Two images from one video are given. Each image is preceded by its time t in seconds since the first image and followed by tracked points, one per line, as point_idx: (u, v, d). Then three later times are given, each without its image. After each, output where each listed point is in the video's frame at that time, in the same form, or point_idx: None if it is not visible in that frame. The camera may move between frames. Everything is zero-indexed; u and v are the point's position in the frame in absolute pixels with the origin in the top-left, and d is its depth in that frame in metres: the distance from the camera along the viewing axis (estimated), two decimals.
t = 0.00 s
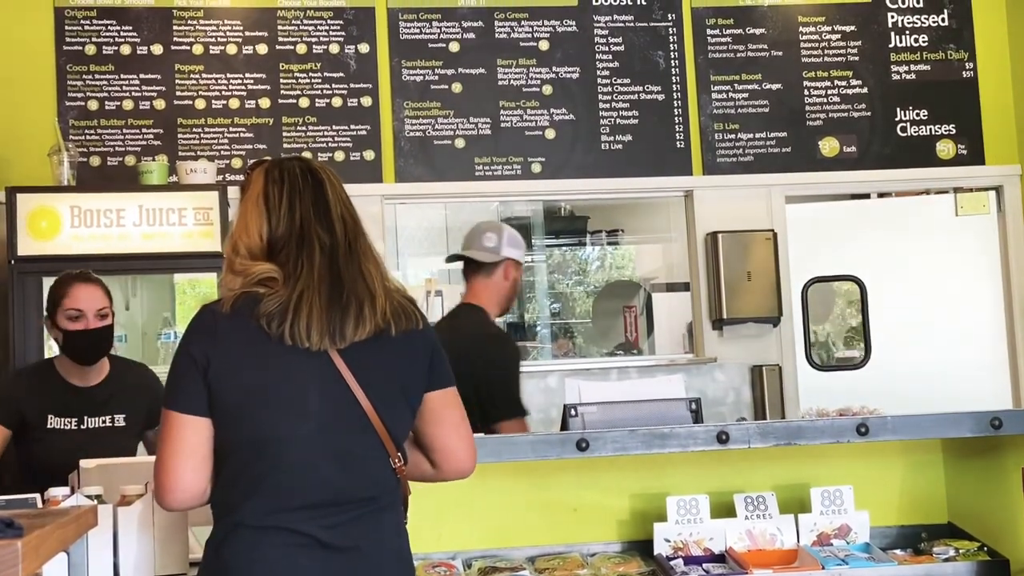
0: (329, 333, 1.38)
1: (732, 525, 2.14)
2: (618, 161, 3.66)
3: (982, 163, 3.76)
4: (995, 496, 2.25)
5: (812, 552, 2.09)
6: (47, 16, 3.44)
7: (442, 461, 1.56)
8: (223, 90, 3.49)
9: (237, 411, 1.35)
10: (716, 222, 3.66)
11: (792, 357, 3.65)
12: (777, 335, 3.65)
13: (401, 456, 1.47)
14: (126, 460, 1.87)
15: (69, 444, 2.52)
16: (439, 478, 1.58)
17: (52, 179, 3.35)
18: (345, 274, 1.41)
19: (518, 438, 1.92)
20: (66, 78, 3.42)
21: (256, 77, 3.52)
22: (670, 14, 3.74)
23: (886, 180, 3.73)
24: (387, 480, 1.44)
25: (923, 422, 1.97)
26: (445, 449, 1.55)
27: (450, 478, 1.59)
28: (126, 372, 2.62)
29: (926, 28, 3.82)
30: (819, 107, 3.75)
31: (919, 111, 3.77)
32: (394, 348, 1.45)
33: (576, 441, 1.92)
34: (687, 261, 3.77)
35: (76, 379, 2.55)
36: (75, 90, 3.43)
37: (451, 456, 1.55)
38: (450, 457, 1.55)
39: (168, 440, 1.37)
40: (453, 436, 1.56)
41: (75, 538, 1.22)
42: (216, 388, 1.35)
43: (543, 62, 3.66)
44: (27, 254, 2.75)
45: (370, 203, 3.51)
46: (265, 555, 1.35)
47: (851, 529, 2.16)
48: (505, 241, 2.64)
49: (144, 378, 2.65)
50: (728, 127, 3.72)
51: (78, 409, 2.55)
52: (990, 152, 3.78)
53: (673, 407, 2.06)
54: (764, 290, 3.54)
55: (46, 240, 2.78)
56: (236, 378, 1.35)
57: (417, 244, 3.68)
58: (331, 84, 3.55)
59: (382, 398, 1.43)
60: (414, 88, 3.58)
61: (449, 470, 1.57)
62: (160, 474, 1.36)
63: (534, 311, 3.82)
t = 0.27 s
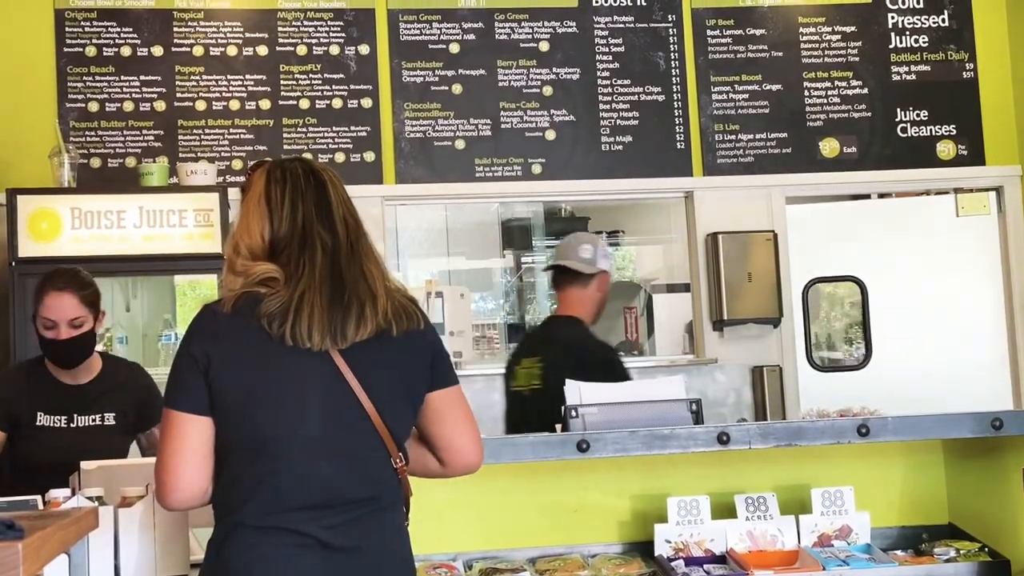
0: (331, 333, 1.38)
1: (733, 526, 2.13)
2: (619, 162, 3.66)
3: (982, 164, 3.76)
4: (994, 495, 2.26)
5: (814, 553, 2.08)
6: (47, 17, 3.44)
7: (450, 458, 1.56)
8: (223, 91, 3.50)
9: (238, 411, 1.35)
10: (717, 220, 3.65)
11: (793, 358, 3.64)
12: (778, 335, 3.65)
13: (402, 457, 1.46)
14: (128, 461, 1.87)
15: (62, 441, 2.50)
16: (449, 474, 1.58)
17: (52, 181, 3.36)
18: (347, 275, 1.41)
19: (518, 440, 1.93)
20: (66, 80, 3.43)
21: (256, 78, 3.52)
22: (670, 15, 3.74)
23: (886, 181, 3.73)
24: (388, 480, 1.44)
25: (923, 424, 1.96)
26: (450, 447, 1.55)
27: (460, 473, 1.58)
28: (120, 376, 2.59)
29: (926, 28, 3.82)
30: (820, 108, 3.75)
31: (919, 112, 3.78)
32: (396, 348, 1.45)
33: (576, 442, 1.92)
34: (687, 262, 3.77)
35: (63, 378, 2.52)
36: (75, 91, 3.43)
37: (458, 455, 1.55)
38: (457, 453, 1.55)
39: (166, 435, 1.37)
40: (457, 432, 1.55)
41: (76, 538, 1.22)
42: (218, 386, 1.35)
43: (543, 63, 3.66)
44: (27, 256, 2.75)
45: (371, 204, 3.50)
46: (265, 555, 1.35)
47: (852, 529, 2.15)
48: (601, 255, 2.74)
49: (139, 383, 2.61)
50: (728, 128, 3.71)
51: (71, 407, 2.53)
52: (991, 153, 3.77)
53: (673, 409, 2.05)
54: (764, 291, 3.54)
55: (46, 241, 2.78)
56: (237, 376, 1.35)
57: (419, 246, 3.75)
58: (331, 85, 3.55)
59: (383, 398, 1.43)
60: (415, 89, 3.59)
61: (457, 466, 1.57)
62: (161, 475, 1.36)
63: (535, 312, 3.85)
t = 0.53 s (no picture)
0: (335, 332, 1.39)
1: (734, 526, 2.13)
2: (619, 163, 3.66)
3: (983, 164, 3.76)
4: (996, 497, 2.23)
5: (815, 555, 2.07)
6: (48, 20, 3.45)
7: (447, 460, 1.56)
8: (223, 93, 3.50)
9: (241, 410, 1.35)
10: (717, 222, 3.65)
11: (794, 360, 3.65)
12: (779, 336, 3.65)
13: (402, 457, 1.46)
14: (128, 462, 1.87)
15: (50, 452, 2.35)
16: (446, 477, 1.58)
17: (53, 182, 3.36)
18: (349, 275, 1.42)
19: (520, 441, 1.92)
20: (66, 81, 3.43)
21: (257, 80, 3.52)
22: (670, 16, 3.74)
23: (887, 181, 3.73)
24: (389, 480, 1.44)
25: (924, 424, 1.95)
26: (449, 447, 1.55)
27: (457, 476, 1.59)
28: (120, 391, 2.43)
29: (927, 29, 3.82)
30: (820, 109, 3.76)
31: (920, 113, 3.78)
32: (398, 347, 1.46)
33: (577, 443, 1.91)
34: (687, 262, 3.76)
35: (64, 390, 2.40)
36: (75, 93, 3.43)
37: (456, 454, 1.55)
38: (455, 455, 1.55)
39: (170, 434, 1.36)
40: (456, 434, 1.56)
41: (75, 540, 1.22)
42: (222, 384, 1.35)
43: (543, 64, 3.67)
44: (27, 257, 2.75)
45: (371, 205, 3.51)
46: (266, 556, 1.35)
47: (853, 530, 2.14)
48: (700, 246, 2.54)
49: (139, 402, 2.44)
50: (729, 129, 3.71)
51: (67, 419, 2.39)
52: (991, 154, 3.77)
53: (675, 410, 2.04)
54: (764, 292, 3.55)
55: (46, 243, 2.78)
56: (242, 375, 1.35)
57: (420, 246, 3.74)
58: (331, 86, 3.55)
59: (385, 398, 1.43)
60: (415, 90, 3.59)
61: (454, 468, 1.57)
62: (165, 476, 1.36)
63: (535, 314, 3.92)
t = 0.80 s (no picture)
0: (342, 331, 1.40)
1: (735, 527, 2.11)
2: (620, 165, 3.66)
3: (983, 165, 3.77)
4: (997, 497, 2.23)
5: (816, 555, 2.04)
6: (49, 22, 3.45)
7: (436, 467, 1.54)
8: (224, 94, 3.50)
9: (247, 407, 1.34)
10: (718, 224, 3.65)
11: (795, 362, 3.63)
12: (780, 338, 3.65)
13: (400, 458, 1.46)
14: (130, 463, 1.87)
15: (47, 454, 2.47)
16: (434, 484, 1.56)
17: (54, 184, 3.36)
18: (354, 274, 1.43)
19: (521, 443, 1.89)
20: (67, 83, 3.43)
21: (257, 81, 3.52)
22: (671, 18, 3.75)
23: (888, 183, 3.73)
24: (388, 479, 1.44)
25: (925, 426, 1.93)
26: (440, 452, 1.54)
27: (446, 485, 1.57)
28: (110, 395, 2.54)
29: (927, 30, 3.82)
30: (821, 110, 3.76)
31: (921, 114, 3.78)
32: (400, 349, 1.47)
33: (578, 444, 1.90)
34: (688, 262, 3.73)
35: (57, 393, 2.51)
36: (76, 95, 3.43)
37: (448, 460, 1.53)
38: (444, 463, 1.53)
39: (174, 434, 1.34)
40: (448, 441, 1.54)
41: (76, 543, 1.22)
42: (229, 378, 1.34)
43: (544, 66, 3.67)
44: (28, 259, 2.76)
45: (372, 207, 3.51)
46: (265, 556, 1.34)
47: (853, 531, 2.10)
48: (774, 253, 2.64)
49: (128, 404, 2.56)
50: (730, 130, 3.71)
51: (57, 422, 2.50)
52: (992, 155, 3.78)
53: (676, 411, 2.03)
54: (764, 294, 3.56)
55: (47, 245, 2.78)
56: (251, 369, 1.34)
57: (420, 248, 3.74)
58: (332, 88, 3.55)
59: (387, 398, 1.43)
60: (415, 92, 3.59)
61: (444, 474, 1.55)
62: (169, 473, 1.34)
63: (537, 316, 3.92)
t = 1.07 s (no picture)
0: (343, 331, 1.38)
1: (736, 528, 1.94)
2: (620, 167, 3.67)
3: (984, 167, 3.77)
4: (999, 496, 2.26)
5: (817, 556, 1.89)
6: (50, 23, 3.45)
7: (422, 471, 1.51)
8: (225, 96, 3.50)
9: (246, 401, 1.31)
10: (719, 227, 3.65)
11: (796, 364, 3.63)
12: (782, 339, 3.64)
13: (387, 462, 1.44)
14: (131, 465, 1.87)
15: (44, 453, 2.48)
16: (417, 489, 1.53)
17: (55, 186, 3.36)
18: (353, 275, 1.41)
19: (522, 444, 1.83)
20: (68, 85, 3.44)
21: (258, 83, 3.52)
22: (671, 19, 3.75)
23: (889, 184, 3.73)
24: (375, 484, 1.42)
25: (927, 428, 1.89)
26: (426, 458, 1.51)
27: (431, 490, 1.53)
28: (105, 389, 2.54)
29: (928, 32, 3.82)
30: (821, 112, 3.76)
31: (921, 116, 3.78)
32: (397, 354, 1.45)
33: (579, 446, 1.83)
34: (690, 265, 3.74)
35: (51, 391, 2.51)
36: (78, 97, 3.44)
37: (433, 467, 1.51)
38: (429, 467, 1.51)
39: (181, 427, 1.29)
40: (435, 445, 1.52)
41: (76, 544, 1.21)
42: (234, 371, 1.31)
43: (544, 67, 3.67)
44: (29, 261, 2.76)
45: (372, 209, 3.51)
46: (258, 557, 1.31)
47: (856, 534, 1.95)
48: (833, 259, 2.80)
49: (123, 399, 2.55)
50: (730, 131, 3.72)
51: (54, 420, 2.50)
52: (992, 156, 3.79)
53: (678, 413, 2.01)
54: (766, 294, 3.55)
55: (48, 246, 2.78)
56: (257, 361, 1.32)
57: (419, 250, 3.68)
58: (333, 90, 3.56)
59: (382, 400, 1.42)
60: (416, 94, 3.59)
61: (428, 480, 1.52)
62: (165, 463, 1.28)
63: (538, 317, 3.80)
